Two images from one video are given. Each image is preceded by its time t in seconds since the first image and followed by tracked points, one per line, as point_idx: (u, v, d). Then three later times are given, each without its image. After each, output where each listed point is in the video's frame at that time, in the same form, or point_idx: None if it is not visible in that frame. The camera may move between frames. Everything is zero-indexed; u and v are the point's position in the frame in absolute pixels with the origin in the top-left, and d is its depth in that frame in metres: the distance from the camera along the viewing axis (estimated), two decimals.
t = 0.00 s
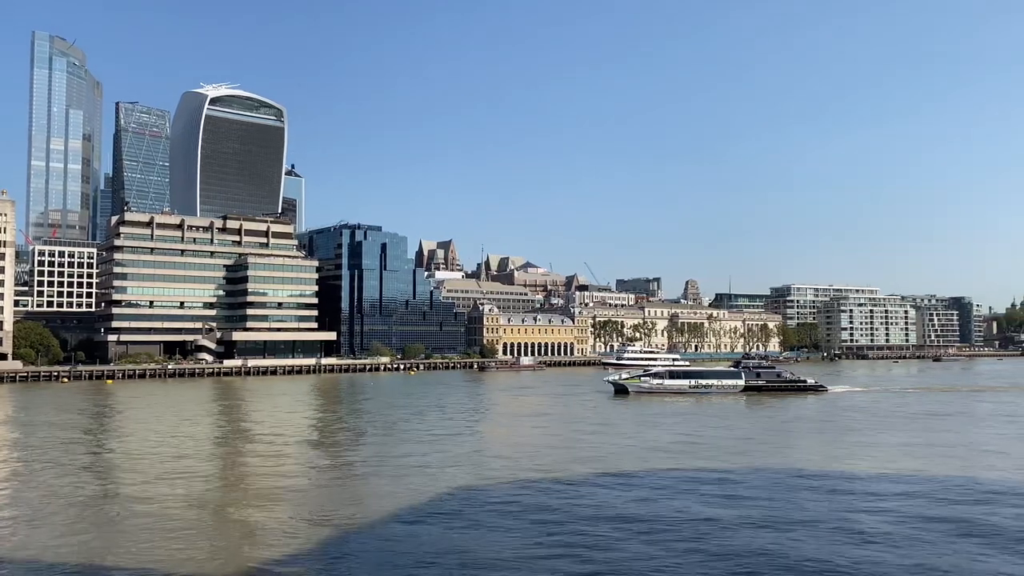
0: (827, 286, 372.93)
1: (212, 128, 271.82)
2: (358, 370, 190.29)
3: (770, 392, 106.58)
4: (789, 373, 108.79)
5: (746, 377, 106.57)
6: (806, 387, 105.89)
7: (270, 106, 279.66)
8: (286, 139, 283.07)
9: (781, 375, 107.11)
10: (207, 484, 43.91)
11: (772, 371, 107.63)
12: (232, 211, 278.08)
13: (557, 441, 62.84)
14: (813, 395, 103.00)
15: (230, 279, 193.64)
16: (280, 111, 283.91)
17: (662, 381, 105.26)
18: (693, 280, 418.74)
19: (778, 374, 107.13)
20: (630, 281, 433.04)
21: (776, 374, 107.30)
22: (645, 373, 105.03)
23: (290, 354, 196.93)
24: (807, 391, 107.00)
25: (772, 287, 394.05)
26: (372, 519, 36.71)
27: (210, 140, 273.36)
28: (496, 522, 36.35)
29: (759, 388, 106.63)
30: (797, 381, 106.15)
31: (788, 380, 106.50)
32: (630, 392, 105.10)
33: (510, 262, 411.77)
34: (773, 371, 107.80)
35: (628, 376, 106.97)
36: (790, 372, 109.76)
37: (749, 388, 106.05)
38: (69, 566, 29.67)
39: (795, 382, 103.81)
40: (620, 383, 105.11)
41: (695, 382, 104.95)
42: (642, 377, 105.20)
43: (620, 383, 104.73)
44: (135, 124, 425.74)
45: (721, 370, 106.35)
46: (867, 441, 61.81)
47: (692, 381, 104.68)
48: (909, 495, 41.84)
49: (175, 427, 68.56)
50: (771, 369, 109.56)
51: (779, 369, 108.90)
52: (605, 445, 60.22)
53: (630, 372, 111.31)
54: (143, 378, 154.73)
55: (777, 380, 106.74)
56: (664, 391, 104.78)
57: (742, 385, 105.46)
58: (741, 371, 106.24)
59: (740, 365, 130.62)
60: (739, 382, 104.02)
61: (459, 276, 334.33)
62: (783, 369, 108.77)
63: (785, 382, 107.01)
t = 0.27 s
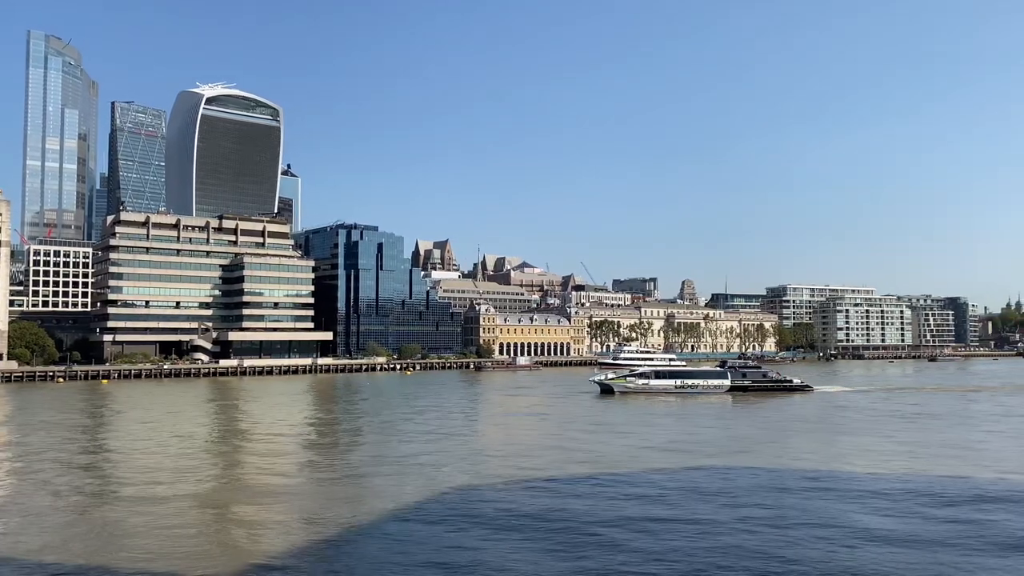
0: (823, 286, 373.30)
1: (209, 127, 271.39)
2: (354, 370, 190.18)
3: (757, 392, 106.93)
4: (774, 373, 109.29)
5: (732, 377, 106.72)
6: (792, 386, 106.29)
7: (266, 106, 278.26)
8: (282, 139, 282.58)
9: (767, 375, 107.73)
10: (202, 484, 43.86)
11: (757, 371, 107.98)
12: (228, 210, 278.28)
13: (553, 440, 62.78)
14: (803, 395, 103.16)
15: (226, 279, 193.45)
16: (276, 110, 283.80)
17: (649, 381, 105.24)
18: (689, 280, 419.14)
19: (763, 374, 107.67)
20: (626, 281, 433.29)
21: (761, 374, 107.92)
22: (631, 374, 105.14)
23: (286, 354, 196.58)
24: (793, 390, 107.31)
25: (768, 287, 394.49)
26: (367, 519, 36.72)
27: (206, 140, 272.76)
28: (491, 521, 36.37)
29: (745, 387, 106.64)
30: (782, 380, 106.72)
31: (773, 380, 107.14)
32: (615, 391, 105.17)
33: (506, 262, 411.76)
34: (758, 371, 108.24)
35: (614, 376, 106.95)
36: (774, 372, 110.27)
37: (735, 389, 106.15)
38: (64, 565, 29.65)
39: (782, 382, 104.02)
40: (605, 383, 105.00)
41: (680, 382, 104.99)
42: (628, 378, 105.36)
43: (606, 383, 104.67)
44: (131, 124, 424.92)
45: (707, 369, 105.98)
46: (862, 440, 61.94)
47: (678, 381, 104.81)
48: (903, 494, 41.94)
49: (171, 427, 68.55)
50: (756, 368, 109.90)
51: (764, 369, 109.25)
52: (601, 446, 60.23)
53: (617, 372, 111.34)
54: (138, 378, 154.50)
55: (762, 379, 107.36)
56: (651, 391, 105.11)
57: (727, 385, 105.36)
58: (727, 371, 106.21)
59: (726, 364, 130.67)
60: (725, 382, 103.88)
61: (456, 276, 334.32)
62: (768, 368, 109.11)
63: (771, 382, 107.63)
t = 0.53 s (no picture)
0: (820, 286, 373.69)
1: (206, 127, 271.14)
2: (352, 370, 190.11)
3: (746, 392, 107.45)
4: (763, 374, 110.09)
5: (721, 378, 106.98)
6: (781, 387, 106.70)
7: (263, 106, 278.44)
8: (279, 139, 282.20)
9: (756, 375, 108.60)
10: (200, 485, 43.84)
11: (747, 372, 109.00)
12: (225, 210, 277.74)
13: (551, 441, 62.89)
14: (794, 394, 103.34)
15: (224, 279, 193.31)
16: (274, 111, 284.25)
17: (639, 381, 105.17)
18: (687, 280, 419.42)
19: (753, 374, 108.53)
20: (624, 282, 433.41)
21: (751, 374, 108.78)
22: (619, 373, 104.96)
23: (284, 354, 196.31)
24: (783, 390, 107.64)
25: (765, 287, 394.77)
26: (365, 519, 36.74)
27: (203, 140, 272.28)
28: (490, 521, 36.38)
29: (734, 387, 107.28)
30: (771, 382, 107.20)
31: (764, 381, 107.70)
32: (604, 391, 104.92)
33: (504, 262, 411.93)
34: (748, 371, 109.13)
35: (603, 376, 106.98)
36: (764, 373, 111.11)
37: (724, 389, 106.53)
38: (63, 565, 29.67)
39: (771, 384, 104.42)
40: (595, 382, 105.00)
41: (669, 382, 105.10)
42: (617, 378, 105.37)
43: (595, 383, 104.52)
44: (127, 123, 424.44)
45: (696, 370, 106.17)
46: (860, 440, 62.00)
47: (667, 381, 104.78)
48: (902, 494, 41.99)
49: (170, 427, 68.58)
50: (745, 369, 110.72)
51: (754, 369, 110.07)
52: (599, 446, 60.26)
53: (605, 372, 111.18)
54: (136, 378, 154.41)
55: (752, 379, 108.19)
56: (640, 391, 105.01)
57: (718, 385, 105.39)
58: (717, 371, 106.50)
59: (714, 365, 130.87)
60: (715, 382, 104.05)
61: (453, 276, 334.38)
62: (757, 369, 109.90)
63: (760, 383, 108.20)
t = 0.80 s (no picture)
0: (817, 286, 373.93)
1: (203, 126, 271.06)
2: (349, 370, 189.89)
3: (731, 392, 107.16)
4: (750, 374, 109.72)
5: (706, 377, 107.08)
6: (767, 387, 106.34)
7: (260, 105, 279.13)
8: (276, 139, 282.11)
9: (743, 376, 108.33)
10: (195, 485, 43.70)
11: (733, 371, 108.67)
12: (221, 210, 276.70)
13: (547, 441, 62.87)
14: (781, 395, 103.20)
15: (221, 279, 193.00)
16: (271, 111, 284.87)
17: (625, 382, 104.76)
18: (684, 280, 419.49)
19: (739, 375, 108.28)
20: (621, 282, 433.34)
21: (737, 375, 108.54)
22: (605, 374, 104.53)
23: (281, 354, 196.26)
24: (769, 390, 107.31)
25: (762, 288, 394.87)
26: (361, 519, 36.69)
27: (200, 139, 272.06)
28: (487, 522, 36.24)
29: (721, 387, 107.11)
30: (758, 382, 106.86)
31: (751, 381, 107.43)
32: (591, 392, 104.47)
33: (501, 262, 411.94)
34: (734, 371, 108.95)
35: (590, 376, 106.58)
36: (751, 374, 110.88)
37: (710, 389, 106.24)
38: (57, 566, 29.53)
39: (756, 384, 104.24)
40: (579, 383, 104.67)
41: (655, 383, 104.85)
42: (603, 378, 104.95)
43: (580, 383, 104.07)
44: (124, 123, 423.69)
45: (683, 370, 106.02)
46: (857, 441, 61.96)
47: (652, 381, 104.47)
48: (899, 494, 41.92)
49: (166, 427, 68.43)
50: (731, 370, 110.51)
51: (741, 370, 109.84)
52: (596, 446, 60.15)
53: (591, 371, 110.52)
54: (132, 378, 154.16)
55: (737, 379, 107.96)
56: (627, 391, 104.66)
57: (704, 385, 105.09)
58: (703, 371, 106.28)
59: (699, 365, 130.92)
60: (701, 383, 103.76)
61: (450, 276, 334.02)
62: (745, 370, 109.38)
63: (747, 383, 107.98)
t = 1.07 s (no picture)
0: (814, 286, 374.26)
1: (202, 126, 271.06)
2: (347, 370, 189.89)
3: (721, 393, 107.43)
4: (741, 375, 110.12)
5: (696, 379, 107.07)
6: (758, 387, 106.51)
7: (258, 105, 279.48)
8: (275, 138, 282.20)
9: (733, 377, 108.99)
10: (193, 485, 43.72)
11: (723, 373, 109.38)
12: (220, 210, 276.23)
13: (545, 441, 62.97)
14: (771, 395, 103.45)
15: (218, 278, 192.85)
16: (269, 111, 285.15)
17: (614, 382, 104.71)
18: (682, 280, 419.64)
19: (730, 375, 108.74)
20: (619, 282, 433.54)
21: (727, 376, 109.10)
22: (595, 374, 104.58)
23: (279, 354, 196.60)
24: (759, 391, 107.50)
25: (760, 288, 394.99)
26: (358, 519, 36.71)
27: (198, 139, 271.80)
28: (483, 522, 36.26)
29: (710, 388, 107.34)
30: (749, 383, 107.01)
31: (741, 382, 107.70)
32: (581, 392, 104.41)
33: (499, 262, 412.28)
34: (724, 372, 109.40)
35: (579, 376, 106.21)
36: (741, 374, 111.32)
37: (700, 390, 106.31)
38: (51, 566, 29.48)
39: (746, 385, 104.08)
40: (570, 383, 104.61)
41: (645, 383, 104.86)
42: (592, 378, 104.71)
43: (570, 384, 103.98)
44: (122, 123, 423.08)
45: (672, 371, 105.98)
46: (854, 441, 61.99)
47: (642, 381, 104.52)
48: (896, 494, 41.99)
49: (164, 428, 68.44)
50: (721, 370, 110.86)
51: (731, 371, 110.18)
52: (592, 446, 60.25)
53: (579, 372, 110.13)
54: (129, 378, 154.09)
55: (727, 380, 108.36)
56: (615, 391, 104.57)
57: (694, 385, 105.08)
58: (693, 372, 106.23)
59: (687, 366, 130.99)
60: (692, 383, 103.74)
61: (448, 277, 334.11)
62: (733, 371, 110.17)
63: (737, 383, 108.31)
